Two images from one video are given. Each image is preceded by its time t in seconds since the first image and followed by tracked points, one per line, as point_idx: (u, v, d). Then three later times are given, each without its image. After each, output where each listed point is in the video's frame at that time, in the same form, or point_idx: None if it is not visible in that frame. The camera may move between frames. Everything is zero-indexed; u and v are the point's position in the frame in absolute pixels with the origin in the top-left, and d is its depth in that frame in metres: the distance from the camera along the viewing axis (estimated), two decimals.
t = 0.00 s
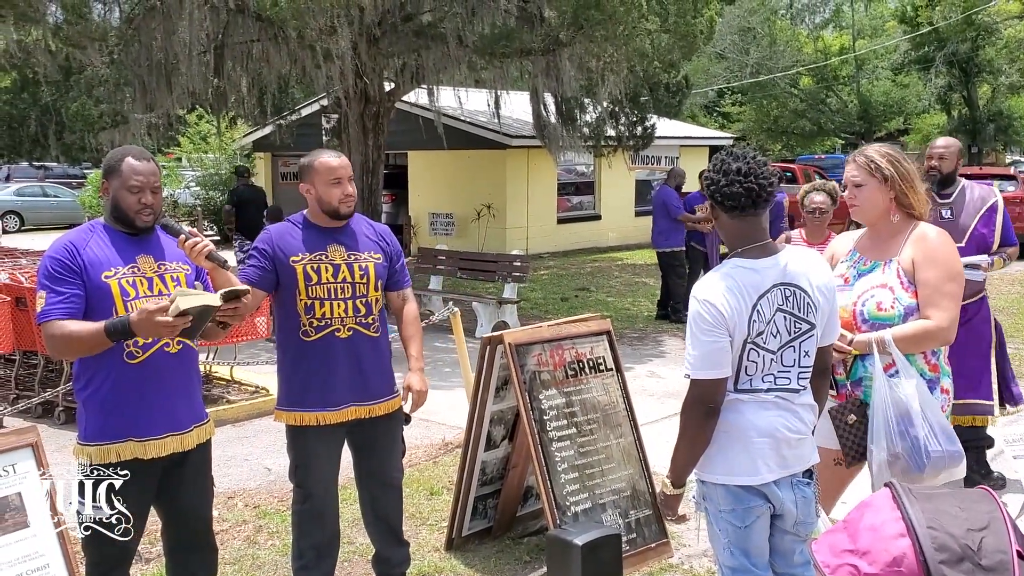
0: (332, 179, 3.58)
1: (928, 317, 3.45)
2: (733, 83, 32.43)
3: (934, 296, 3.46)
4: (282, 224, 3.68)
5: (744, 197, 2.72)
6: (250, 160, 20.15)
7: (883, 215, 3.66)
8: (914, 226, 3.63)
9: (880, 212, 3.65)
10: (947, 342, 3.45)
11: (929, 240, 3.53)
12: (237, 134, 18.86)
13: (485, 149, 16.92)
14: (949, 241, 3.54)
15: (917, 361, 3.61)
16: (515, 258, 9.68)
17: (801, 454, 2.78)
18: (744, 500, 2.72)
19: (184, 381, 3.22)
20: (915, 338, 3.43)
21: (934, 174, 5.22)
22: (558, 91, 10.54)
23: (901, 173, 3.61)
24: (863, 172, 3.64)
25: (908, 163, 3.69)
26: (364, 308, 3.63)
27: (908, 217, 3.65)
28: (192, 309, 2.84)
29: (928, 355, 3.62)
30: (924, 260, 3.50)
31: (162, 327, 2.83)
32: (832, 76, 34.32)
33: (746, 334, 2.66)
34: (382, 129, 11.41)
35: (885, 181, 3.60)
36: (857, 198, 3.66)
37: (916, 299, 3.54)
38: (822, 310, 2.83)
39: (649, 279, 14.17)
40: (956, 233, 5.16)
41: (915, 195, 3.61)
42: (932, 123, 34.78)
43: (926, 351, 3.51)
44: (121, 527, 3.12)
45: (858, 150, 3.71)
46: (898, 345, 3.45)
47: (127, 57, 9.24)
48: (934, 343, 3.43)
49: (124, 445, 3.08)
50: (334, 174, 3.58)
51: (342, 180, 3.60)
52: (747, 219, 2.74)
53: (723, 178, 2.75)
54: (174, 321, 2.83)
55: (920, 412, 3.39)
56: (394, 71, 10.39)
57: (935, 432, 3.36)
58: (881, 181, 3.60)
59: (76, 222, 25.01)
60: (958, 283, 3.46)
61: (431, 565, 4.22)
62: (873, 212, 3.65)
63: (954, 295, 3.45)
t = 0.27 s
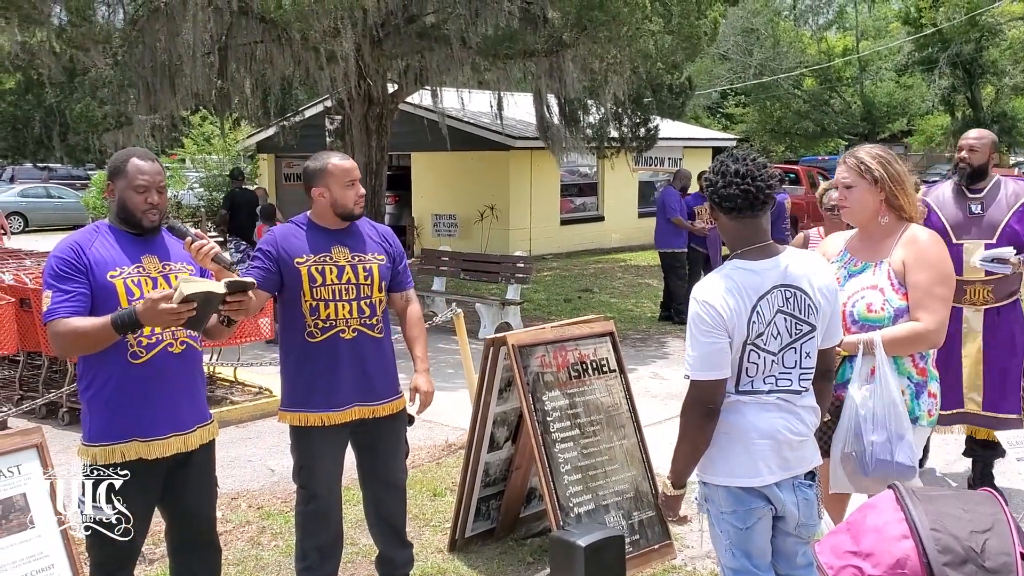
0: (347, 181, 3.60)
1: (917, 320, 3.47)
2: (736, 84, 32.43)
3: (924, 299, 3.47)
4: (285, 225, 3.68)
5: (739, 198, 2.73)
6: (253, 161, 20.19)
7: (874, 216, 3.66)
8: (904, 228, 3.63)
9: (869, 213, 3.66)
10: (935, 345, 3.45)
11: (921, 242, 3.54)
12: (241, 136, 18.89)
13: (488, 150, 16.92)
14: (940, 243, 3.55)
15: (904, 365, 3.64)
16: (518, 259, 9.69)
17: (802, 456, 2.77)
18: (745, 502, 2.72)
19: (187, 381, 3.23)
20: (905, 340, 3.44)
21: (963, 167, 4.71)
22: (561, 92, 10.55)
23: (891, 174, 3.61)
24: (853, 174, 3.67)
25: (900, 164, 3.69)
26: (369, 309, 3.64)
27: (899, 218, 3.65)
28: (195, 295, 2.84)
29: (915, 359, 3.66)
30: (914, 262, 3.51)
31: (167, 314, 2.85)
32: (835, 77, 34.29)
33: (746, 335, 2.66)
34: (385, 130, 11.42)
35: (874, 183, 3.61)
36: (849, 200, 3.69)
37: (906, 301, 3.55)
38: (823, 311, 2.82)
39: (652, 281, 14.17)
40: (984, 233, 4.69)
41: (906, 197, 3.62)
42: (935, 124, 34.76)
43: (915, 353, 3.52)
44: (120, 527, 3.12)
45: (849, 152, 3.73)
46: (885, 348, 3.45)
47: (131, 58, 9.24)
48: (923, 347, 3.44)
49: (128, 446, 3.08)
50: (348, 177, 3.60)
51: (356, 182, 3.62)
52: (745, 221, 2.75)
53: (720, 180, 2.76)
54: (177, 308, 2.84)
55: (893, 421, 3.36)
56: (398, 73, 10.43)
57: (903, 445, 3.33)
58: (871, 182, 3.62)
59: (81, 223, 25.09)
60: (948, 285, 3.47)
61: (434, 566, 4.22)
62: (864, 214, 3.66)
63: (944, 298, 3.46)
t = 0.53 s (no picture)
0: (358, 183, 3.62)
1: (895, 322, 3.45)
2: (740, 85, 32.44)
3: (902, 301, 3.45)
4: (289, 225, 3.67)
5: (739, 199, 2.72)
6: (257, 162, 20.22)
7: (853, 218, 3.64)
8: (884, 230, 3.61)
9: (849, 214, 3.63)
10: (913, 347, 3.44)
11: (900, 245, 3.52)
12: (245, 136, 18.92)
13: (492, 151, 16.93)
14: (919, 245, 3.53)
15: (880, 367, 3.62)
16: (522, 260, 9.69)
17: (805, 456, 2.77)
18: (748, 503, 2.72)
19: (191, 381, 3.24)
20: (880, 343, 3.42)
21: (982, 164, 4.44)
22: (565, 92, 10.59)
23: (871, 176, 3.57)
24: (833, 174, 3.63)
25: (881, 165, 3.65)
26: (373, 310, 3.65)
27: (878, 220, 3.63)
28: (199, 293, 2.84)
29: (891, 360, 3.63)
30: (894, 264, 3.50)
31: (170, 312, 2.84)
32: (839, 78, 34.24)
33: (748, 336, 2.66)
34: (389, 131, 11.42)
35: (855, 185, 3.57)
36: (829, 201, 3.65)
37: (884, 303, 3.54)
38: (825, 312, 2.82)
39: (656, 281, 14.16)
40: (1005, 233, 4.38)
41: (886, 199, 3.59)
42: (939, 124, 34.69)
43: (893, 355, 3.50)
44: (121, 527, 3.12)
45: (830, 153, 3.69)
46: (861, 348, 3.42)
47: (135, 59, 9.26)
48: (901, 349, 3.43)
49: (132, 445, 3.09)
50: (359, 179, 3.62)
51: (365, 183, 3.64)
52: (745, 222, 2.74)
53: (721, 179, 2.76)
54: (181, 306, 2.84)
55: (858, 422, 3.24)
56: (401, 74, 10.45)
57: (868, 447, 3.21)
58: (851, 184, 3.57)
59: (85, 223, 25.12)
60: (927, 288, 3.45)
61: (438, 566, 4.22)
62: (844, 215, 3.63)
63: (922, 300, 3.44)
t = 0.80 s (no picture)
0: (360, 183, 3.62)
1: (871, 325, 3.35)
2: (742, 85, 32.43)
3: (879, 305, 3.35)
4: (289, 225, 3.67)
5: (738, 198, 2.72)
6: (258, 162, 20.23)
7: (830, 220, 3.54)
8: (862, 233, 3.52)
9: (827, 216, 3.53)
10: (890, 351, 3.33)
11: (877, 247, 3.43)
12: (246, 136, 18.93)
13: (493, 151, 16.93)
14: (896, 249, 3.44)
15: (856, 368, 3.53)
16: (523, 260, 9.69)
17: (805, 455, 2.76)
18: (748, 502, 2.72)
19: (192, 380, 3.24)
20: (859, 345, 3.29)
21: (982, 172, 4.40)
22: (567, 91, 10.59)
23: (850, 179, 3.47)
24: (811, 176, 3.51)
25: (858, 168, 3.56)
26: (374, 310, 3.65)
27: (855, 223, 3.54)
28: (199, 290, 2.84)
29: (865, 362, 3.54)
30: (871, 267, 3.40)
31: (172, 311, 2.84)
32: (841, 78, 34.21)
33: (748, 335, 2.65)
34: (391, 130, 11.41)
35: (833, 187, 3.47)
36: (806, 203, 3.55)
37: (861, 306, 3.43)
38: (825, 311, 2.81)
39: (657, 281, 14.15)
40: (1010, 241, 4.35)
41: (863, 201, 3.51)
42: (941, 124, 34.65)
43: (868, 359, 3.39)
44: (121, 527, 3.12)
45: (807, 154, 3.58)
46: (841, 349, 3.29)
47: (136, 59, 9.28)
48: (877, 353, 3.31)
49: (133, 445, 3.09)
50: (361, 178, 3.62)
51: (366, 183, 3.64)
52: (744, 221, 2.74)
53: (723, 179, 2.76)
54: (183, 304, 2.84)
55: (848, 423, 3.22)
56: (403, 73, 10.47)
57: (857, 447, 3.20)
58: (830, 187, 3.47)
59: (86, 222, 25.12)
60: (904, 292, 3.35)
61: (438, 566, 4.22)
62: (822, 217, 3.54)
63: (899, 304, 3.34)
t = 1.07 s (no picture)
0: (339, 179, 3.59)
1: (862, 327, 3.32)
2: (743, 85, 32.40)
3: (869, 307, 3.33)
4: (288, 226, 3.67)
5: (734, 199, 2.73)
6: (260, 162, 20.25)
7: (815, 221, 3.46)
8: (847, 233, 3.47)
9: (811, 216, 3.45)
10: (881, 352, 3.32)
11: (864, 248, 3.40)
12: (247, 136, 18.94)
13: (494, 151, 16.93)
14: (883, 248, 3.41)
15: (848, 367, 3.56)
16: (524, 260, 9.68)
17: (806, 455, 2.76)
18: (749, 502, 2.71)
19: (193, 380, 3.23)
20: (854, 348, 3.23)
21: (985, 162, 4.27)
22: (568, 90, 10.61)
23: (835, 178, 3.39)
24: (798, 177, 3.40)
25: (840, 166, 3.48)
26: (374, 310, 3.64)
27: (839, 223, 3.48)
28: (199, 290, 2.83)
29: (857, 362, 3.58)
30: (859, 268, 3.36)
31: (172, 310, 2.84)
32: (842, 78, 34.17)
33: (746, 334, 2.65)
34: (392, 130, 11.40)
35: (818, 187, 3.39)
36: (790, 204, 3.45)
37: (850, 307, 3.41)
38: (826, 311, 2.80)
39: (659, 281, 14.14)
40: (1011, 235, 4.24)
41: (847, 200, 3.44)
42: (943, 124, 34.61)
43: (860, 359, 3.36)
44: (121, 527, 3.11)
45: (791, 154, 3.47)
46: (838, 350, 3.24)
47: (138, 59, 9.33)
48: (868, 355, 3.28)
49: (134, 445, 3.09)
50: (341, 176, 3.60)
51: (349, 181, 3.61)
52: (742, 221, 2.74)
53: (725, 178, 2.76)
54: (183, 304, 2.83)
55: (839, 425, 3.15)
56: (404, 72, 10.51)
57: (851, 447, 3.14)
58: (815, 187, 3.38)
59: (88, 222, 25.14)
60: (893, 292, 3.33)
61: (438, 566, 4.21)
62: (807, 218, 3.45)
63: (889, 304, 3.33)
